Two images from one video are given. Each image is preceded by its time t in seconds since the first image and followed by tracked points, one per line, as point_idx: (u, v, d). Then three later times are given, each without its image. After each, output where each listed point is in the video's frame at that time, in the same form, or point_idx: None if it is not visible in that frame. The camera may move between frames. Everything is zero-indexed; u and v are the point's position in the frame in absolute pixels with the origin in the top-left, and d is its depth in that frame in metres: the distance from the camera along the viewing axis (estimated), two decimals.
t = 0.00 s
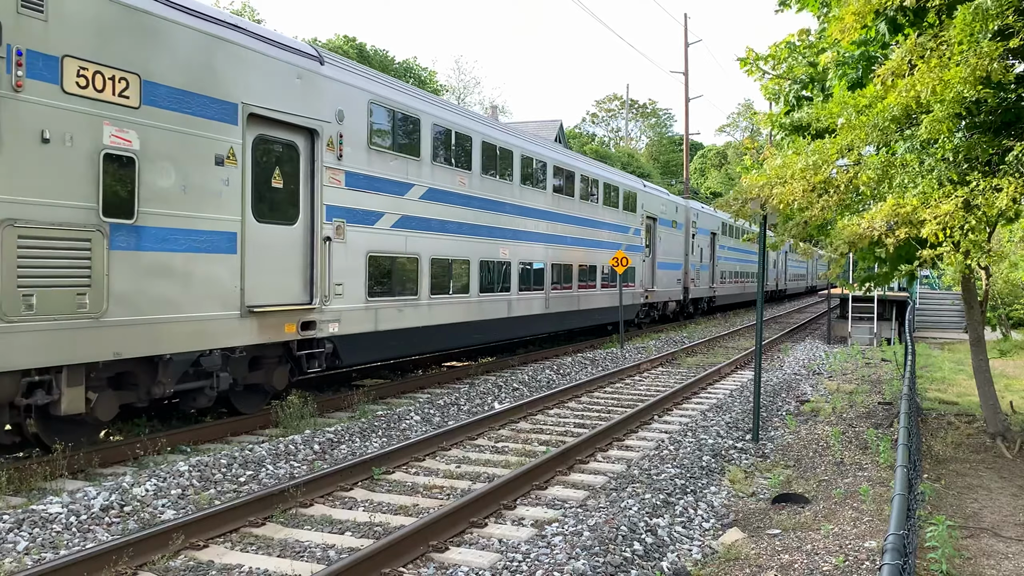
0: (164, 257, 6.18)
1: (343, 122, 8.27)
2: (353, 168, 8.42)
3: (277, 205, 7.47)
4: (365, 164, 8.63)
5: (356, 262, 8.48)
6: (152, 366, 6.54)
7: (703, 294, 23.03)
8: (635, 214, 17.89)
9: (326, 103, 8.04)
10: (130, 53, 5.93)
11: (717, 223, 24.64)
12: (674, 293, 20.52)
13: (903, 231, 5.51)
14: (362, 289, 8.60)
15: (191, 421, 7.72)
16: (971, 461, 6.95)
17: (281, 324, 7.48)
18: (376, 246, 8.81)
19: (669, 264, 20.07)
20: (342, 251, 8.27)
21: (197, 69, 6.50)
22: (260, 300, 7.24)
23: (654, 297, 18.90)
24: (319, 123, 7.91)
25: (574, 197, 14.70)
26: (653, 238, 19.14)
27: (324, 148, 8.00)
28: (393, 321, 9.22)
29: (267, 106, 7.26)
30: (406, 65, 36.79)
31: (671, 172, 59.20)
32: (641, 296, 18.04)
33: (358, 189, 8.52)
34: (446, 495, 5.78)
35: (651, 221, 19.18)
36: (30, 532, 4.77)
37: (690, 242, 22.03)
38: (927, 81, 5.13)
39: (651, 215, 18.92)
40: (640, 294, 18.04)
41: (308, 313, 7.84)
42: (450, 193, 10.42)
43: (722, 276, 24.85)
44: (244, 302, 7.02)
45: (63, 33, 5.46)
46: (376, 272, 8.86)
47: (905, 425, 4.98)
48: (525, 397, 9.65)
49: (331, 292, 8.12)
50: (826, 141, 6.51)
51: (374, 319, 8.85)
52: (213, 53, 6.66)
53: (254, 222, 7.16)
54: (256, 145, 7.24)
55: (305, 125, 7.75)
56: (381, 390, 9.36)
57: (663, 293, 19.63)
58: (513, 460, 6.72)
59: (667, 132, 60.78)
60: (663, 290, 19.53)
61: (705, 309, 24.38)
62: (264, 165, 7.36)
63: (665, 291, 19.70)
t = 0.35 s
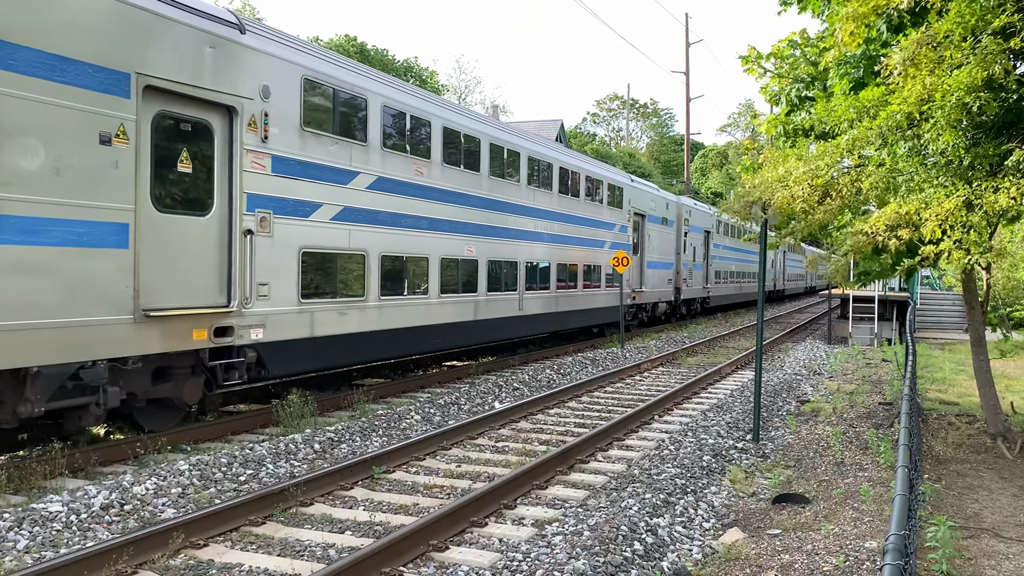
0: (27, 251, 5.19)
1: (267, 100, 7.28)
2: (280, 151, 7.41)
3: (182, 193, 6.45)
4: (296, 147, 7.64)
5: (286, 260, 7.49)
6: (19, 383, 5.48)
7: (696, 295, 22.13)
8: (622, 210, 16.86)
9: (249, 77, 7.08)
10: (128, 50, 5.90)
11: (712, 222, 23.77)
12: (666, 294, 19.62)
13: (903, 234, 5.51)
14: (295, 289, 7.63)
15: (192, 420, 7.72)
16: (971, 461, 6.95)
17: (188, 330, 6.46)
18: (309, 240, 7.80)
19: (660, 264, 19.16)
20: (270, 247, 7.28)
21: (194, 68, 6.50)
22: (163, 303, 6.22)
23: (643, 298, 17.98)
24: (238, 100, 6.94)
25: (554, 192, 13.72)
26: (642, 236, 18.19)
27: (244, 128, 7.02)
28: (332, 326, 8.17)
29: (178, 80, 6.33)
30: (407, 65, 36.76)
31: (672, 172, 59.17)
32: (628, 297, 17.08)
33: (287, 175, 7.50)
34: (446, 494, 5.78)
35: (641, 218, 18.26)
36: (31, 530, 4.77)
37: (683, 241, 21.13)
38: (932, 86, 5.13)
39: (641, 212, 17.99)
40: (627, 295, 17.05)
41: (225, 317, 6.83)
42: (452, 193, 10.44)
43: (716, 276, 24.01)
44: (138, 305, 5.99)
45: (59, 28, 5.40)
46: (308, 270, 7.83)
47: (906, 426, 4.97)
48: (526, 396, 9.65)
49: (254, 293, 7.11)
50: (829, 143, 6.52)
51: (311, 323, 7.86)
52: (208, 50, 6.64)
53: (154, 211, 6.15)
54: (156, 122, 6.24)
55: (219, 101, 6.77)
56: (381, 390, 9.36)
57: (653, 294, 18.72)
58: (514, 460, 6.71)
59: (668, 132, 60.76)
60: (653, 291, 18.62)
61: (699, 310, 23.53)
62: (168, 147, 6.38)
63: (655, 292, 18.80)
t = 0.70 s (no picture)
0: None
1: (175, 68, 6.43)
2: (190, 131, 6.54)
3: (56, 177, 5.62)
4: (213, 127, 6.78)
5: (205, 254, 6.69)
6: None
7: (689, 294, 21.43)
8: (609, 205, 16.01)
9: (146, 45, 6.19)
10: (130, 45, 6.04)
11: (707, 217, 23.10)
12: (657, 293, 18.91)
13: (905, 233, 5.48)
14: (209, 288, 6.78)
15: (194, 418, 7.72)
16: (974, 460, 6.94)
17: (67, 336, 5.60)
18: (228, 233, 6.93)
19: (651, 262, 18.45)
20: (199, 246, 6.64)
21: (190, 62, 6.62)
22: (40, 302, 5.42)
23: (632, 298, 17.24)
24: (133, 70, 6.07)
25: (531, 184, 12.79)
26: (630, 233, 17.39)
27: (143, 101, 6.16)
28: (257, 331, 7.31)
29: (74, 46, 5.66)
30: (409, 63, 36.71)
31: (674, 171, 59.10)
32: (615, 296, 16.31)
33: (198, 157, 6.63)
34: (448, 492, 5.79)
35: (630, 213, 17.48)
36: (33, 528, 4.78)
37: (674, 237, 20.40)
38: (932, 85, 5.08)
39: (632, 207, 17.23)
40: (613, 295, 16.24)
41: (119, 319, 5.97)
42: (450, 190, 10.45)
43: (711, 274, 23.36)
44: None
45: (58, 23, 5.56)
46: (225, 266, 6.95)
47: (909, 425, 4.96)
48: (528, 395, 9.65)
49: (152, 294, 6.23)
50: (832, 142, 6.48)
51: (233, 327, 7.06)
52: (209, 44, 6.76)
53: (19, 194, 5.36)
54: (22, 93, 5.42)
55: (113, 69, 5.93)
56: (383, 388, 9.36)
57: (643, 293, 17.99)
58: (515, 458, 6.71)
59: (670, 130, 60.68)
60: (642, 289, 17.89)
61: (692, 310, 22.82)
62: (39, 123, 5.55)
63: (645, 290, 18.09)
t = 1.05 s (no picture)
0: None
1: (53, 30, 5.53)
2: (60, 101, 5.55)
3: None
4: (121, 103, 6.00)
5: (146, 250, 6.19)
6: None
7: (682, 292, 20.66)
8: (593, 199, 14.95)
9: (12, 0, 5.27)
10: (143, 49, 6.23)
11: (700, 213, 22.38)
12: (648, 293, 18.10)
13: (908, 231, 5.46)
14: (97, 288, 5.82)
15: (199, 416, 7.74)
16: (978, 459, 6.92)
17: None
18: (118, 223, 5.95)
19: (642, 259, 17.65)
20: (205, 246, 6.70)
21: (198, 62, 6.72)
22: None
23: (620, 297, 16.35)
24: None
25: (505, 173, 11.73)
26: (619, 229, 16.47)
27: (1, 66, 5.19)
28: (158, 337, 6.34)
29: None
30: (412, 61, 36.70)
31: (678, 169, 59.04)
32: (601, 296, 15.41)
33: (76, 133, 5.65)
34: (452, 490, 5.79)
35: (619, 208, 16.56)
36: (39, 525, 4.79)
37: (666, 233, 19.61)
38: (938, 82, 5.07)
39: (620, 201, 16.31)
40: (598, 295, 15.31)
41: None
42: (454, 188, 10.46)
43: (706, 272, 22.63)
44: None
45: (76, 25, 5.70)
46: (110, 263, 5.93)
47: (914, 424, 4.95)
48: (532, 393, 9.65)
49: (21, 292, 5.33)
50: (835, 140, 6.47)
51: (130, 333, 6.11)
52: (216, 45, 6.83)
53: None
54: None
55: None
56: (387, 386, 9.37)
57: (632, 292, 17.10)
58: (519, 457, 6.71)
59: (674, 128, 60.61)
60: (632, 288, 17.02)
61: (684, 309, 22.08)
62: None
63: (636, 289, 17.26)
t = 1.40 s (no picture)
0: None
1: (8, 19, 5.27)
2: None
3: None
4: (89, 96, 5.72)
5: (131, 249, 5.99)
6: None
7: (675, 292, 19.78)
8: (575, 193, 13.88)
9: None
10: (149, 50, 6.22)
11: (696, 210, 21.56)
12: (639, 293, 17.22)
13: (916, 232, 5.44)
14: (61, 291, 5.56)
15: (205, 415, 7.77)
16: (985, 459, 6.90)
17: None
18: (71, 221, 5.56)
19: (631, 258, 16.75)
20: (208, 245, 6.69)
21: (208, 65, 6.75)
22: None
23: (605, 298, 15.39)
24: None
25: (473, 163, 10.69)
26: (605, 225, 15.52)
27: None
28: (117, 343, 5.93)
29: None
30: (416, 60, 36.74)
31: (682, 169, 58.99)
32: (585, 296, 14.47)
33: (23, 124, 5.25)
34: (458, 490, 5.80)
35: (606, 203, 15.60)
36: (46, 524, 4.82)
37: (658, 231, 18.74)
38: (944, 82, 5.07)
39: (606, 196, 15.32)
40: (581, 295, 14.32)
41: None
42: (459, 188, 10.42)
43: (702, 271, 21.84)
44: None
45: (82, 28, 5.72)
46: (59, 262, 5.52)
47: (921, 425, 4.93)
48: (537, 393, 9.66)
49: None
50: (841, 140, 6.47)
51: (92, 337, 5.75)
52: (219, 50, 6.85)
53: None
54: None
55: None
56: (393, 386, 9.39)
57: (619, 293, 16.13)
58: (524, 456, 6.72)
59: (679, 128, 60.56)
60: (619, 288, 16.06)
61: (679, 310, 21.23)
62: None
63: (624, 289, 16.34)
